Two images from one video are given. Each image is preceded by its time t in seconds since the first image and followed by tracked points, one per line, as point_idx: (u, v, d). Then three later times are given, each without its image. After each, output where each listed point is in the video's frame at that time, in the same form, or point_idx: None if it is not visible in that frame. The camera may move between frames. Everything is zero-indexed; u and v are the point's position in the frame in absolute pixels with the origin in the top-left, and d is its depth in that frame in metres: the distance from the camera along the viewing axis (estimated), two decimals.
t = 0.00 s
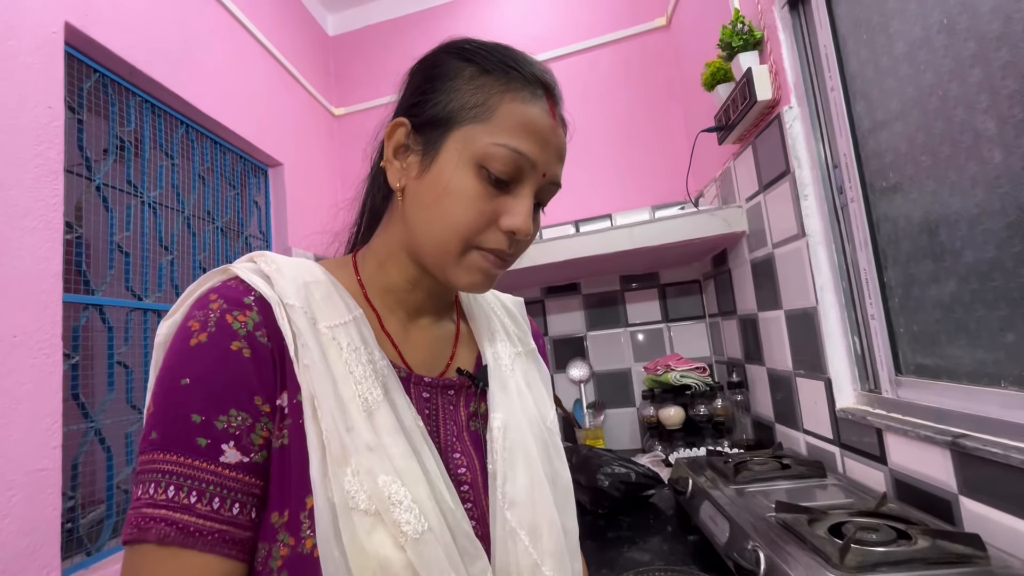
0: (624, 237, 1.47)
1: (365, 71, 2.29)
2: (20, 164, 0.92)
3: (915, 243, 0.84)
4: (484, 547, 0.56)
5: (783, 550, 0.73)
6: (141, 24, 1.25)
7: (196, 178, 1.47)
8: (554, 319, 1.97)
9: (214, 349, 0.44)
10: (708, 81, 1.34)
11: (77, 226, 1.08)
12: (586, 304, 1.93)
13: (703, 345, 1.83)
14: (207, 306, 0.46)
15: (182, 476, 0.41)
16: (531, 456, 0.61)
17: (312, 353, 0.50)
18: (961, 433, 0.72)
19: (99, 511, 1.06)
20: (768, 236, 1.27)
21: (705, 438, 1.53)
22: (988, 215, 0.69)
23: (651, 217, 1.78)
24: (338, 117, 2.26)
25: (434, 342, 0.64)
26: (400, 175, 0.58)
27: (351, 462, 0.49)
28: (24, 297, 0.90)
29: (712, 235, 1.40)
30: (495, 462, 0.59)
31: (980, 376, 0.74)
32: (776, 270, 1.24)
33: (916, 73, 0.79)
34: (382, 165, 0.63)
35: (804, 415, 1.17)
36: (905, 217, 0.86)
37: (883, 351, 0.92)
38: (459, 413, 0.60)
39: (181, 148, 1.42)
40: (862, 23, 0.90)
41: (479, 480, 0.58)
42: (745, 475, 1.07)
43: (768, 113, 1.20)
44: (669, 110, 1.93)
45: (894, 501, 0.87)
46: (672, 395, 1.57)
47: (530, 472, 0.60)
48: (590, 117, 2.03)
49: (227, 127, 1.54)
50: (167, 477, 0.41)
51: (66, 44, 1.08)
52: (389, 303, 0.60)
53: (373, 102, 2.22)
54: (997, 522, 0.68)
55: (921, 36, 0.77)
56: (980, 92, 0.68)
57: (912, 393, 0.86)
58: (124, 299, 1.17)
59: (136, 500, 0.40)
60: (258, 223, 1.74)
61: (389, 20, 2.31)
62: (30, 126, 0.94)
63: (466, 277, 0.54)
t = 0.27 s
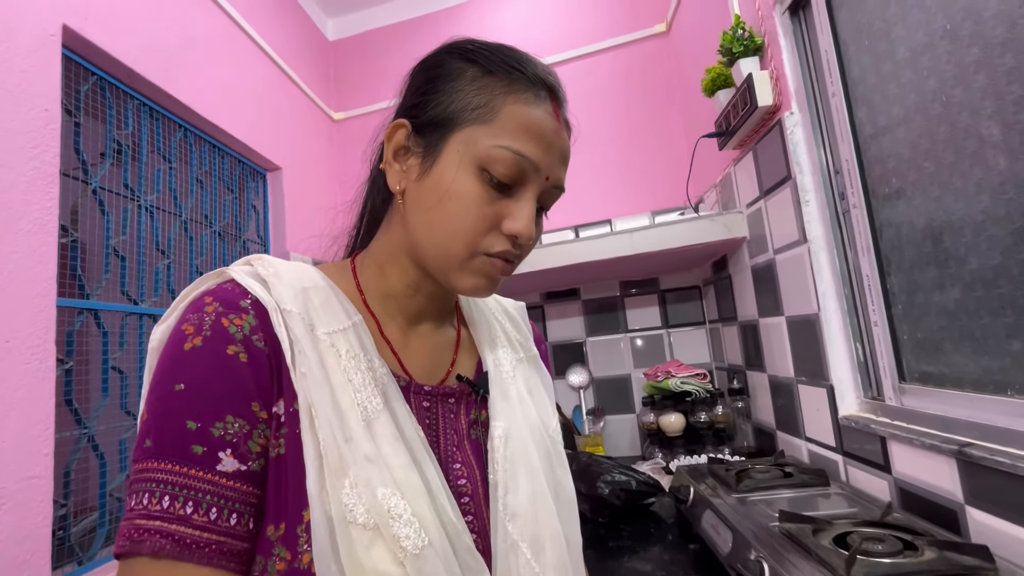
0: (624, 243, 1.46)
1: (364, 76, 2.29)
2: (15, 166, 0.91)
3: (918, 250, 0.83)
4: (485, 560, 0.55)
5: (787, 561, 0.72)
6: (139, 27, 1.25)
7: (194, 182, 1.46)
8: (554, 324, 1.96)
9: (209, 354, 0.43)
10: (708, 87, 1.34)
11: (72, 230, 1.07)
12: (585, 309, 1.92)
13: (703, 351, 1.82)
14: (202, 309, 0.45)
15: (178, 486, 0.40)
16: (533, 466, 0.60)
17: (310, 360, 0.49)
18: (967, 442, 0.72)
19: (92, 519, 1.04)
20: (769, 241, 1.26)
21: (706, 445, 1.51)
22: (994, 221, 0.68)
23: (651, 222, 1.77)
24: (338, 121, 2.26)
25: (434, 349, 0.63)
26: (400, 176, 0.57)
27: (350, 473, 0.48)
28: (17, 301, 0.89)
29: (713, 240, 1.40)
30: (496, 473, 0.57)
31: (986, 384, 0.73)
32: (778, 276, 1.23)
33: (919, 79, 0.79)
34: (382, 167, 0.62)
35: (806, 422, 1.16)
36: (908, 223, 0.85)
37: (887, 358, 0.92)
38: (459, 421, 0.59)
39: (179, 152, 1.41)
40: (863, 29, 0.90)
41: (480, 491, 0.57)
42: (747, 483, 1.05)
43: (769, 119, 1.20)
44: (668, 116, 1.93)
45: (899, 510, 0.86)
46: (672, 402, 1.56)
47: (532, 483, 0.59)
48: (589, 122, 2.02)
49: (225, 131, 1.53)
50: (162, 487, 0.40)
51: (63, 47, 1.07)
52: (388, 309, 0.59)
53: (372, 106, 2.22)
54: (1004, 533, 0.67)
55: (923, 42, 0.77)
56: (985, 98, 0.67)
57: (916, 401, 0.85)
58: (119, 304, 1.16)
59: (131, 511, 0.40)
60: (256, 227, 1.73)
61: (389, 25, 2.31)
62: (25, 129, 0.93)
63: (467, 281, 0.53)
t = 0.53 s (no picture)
0: (624, 252, 1.46)
1: (364, 83, 2.29)
2: (10, 172, 0.90)
3: (921, 260, 0.83)
4: None
5: None
6: (138, 33, 1.24)
7: (192, 189, 1.45)
8: (552, 333, 1.95)
9: (203, 363, 0.42)
10: (708, 96, 1.34)
11: (67, 236, 1.06)
12: (584, 318, 1.91)
13: (702, 361, 1.81)
14: (193, 318, 0.44)
15: (175, 500, 0.39)
16: (532, 479, 0.59)
17: (303, 372, 0.48)
18: (973, 456, 0.71)
19: (81, 531, 1.02)
20: (769, 251, 1.26)
21: (706, 456, 1.50)
22: (998, 232, 0.68)
23: (650, 231, 1.77)
24: (337, 129, 2.26)
25: (429, 360, 0.61)
26: (391, 184, 0.56)
27: (346, 489, 0.47)
28: (8, 309, 0.87)
29: (713, 250, 1.39)
30: (495, 488, 0.56)
31: (991, 397, 0.72)
32: (778, 286, 1.22)
33: (921, 90, 0.79)
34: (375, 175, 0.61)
35: (807, 434, 1.15)
36: (910, 234, 0.85)
37: (889, 370, 0.91)
38: (457, 435, 0.58)
39: (177, 158, 1.40)
40: (864, 39, 0.90)
41: (477, 506, 0.56)
42: (749, 496, 1.04)
43: (768, 129, 1.20)
44: (667, 125, 1.94)
45: (904, 524, 0.85)
46: (672, 413, 1.55)
47: (532, 497, 0.58)
48: (589, 131, 2.03)
49: (224, 138, 1.52)
50: (158, 501, 0.38)
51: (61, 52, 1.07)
52: (381, 319, 0.58)
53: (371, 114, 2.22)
54: (1011, 549, 0.66)
55: (925, 53, 0.77)
56: (988, 109, 0.67)
57: (920, 413, 0.85)
58: (114, 311, 1.14)
59: (126, 528, 0.38)
60: (254, 234, 1.71)
61: (389, 34, 2.32)
62: (21, 134, 0.92)
63: (458, 289, 0.51)
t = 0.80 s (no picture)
0: (624, 261, 1.45)
1: (363, 90, 2.29)
2: (3, 178, 0.88)
3: (924, 274, 0.82)
4: None
5: None
6: (136, 39, 1.23)
7: (188, 195, 1.44)
8: (551, 342, 1.93)
9: (194, 386, 0.41)
10: (708, 107, 1.34)
11: (60, 243, 1.04)
12: (582, 327, 1.90)
13: (701, 370, 1.80)
14: (186, 341, 0.43)
15: (159, 526, 0.38)
16: (529, 496, 0.57)
17: (298, 391, 0.46)
18: (979, 473, 0.70)
19: (70, 544, 1.00)
20: (769, 262, 1.26)
21: (705, 468, 1.49)
22: (1003, 247, 0.68)
23: (649, 241, 1.77)
24: (335, 135, 2.25)
25: (423, 376, 0.60)
26: (380, 200, 0.54)
27: (336, 507, 0.45)
28: None
29: (713, 260, 1.39)
30: (491, 504, 0.55)
31: (997, 413, 0.72)
32: (779, 297, 1.22)
33: (924, 104, 0.79)
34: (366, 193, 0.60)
35: (808, 446, 1.14)
36: (913, 247, 0.84)
37: (892, 384, 0.90)
38: (454, 450, 0.57)
39: (173, 164, 1.39)
40: (865, 52, 0.90)
41: (474, 524, 0.54)
42: (751, 510, 1.03)
43: (769, 140, 1.20)
44: (666, 134, 1.94)
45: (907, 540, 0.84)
46: (671, 423, 1.54)
47: (529, 515, 0.56)
48: (588, 139, 2.03)
49: (221, 144, 1.51)
50: (142, 528, 0.38)
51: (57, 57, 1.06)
52: (376, 335, 0.57)
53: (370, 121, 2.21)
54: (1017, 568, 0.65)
55: (928, 66, 0.77)
56: (993, 124, 0.67)
57: (924, 428, 0.84)
58: (107, 319, 1.13)
59: (107, 554, 0.37)
60: (250, 240, 1.70)
61: (388, 40, 2.32)
62: (15, 140, 0.91)
63: (449, 302, 0.49)
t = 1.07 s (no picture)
0: (623, 267, 1.45)
1: (361, 93, 2.28)
2: None
3: (925, 284, 0.82)
4: None
5: None
6: (133, 40, 1.22)
7: (185, 197, 1.42)
8: (549, 347, 1.93)
9: (190, 404, 0.40)
10: (707, 114, 1.34)
11: (54, 246, 1.03)
12: (580, 333, 1.90)
13: (699, 377, 1.80)
14: (185, 356, 0.43)
15: (147, 547, 0.38)
16: (532, 513, 0.56)
17: (294, 407, 0.46)
18: (980, 485, 0.69)
19: (61, 552, 0.98)
20: (768, 270, 1.26)
21: (703, 475, 1.48)
22: (1005, 258, 0.68)
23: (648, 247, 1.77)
24: (333, 137, 2.24)
25: (426, 390, 0.59)
26: (387, 212, 0.53)
27: (331, 528, 0.44)
28: None
29: (712, 267, 1.39)
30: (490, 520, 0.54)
31: (998, 424, 0.72)
32: (778, 305, 1.22)
33: (925, 114, 0.79)
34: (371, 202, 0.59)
35: (807, 455, 1.14)
36: (914, 257, 0.84)
37: (893, 394, 0.90)
38: (454, 466, 0.56)
39: (170, 166, 1.38)
40: (866, 63, 0.91)
41: (475, 541, 0.54)
42: (751, 520, 1.02)
43: (769, 148, 1.20)
44: (665, 140, 1.94)
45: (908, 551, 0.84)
46: (670, 431, 1.54)
47: (530, 532, 0.55)
48: (587, 145, 2.03)
49: (218, 146, 1.50)
50: (131, 548, 0.37)
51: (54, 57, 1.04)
52: (381, 348, 0.56)
53: (369, 124, 2.21)
54: None
55: (930, 77, 0.77)
56: (995, 135, 0.67)
57: (924, 439, 0.84)
58: (100, 323, 1.11)
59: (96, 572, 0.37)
60: (247, 243, 1.69)
61: (387, 44, 2.31)
62: (9, 141, 0.90)
63: (454, 316, 0.49)
